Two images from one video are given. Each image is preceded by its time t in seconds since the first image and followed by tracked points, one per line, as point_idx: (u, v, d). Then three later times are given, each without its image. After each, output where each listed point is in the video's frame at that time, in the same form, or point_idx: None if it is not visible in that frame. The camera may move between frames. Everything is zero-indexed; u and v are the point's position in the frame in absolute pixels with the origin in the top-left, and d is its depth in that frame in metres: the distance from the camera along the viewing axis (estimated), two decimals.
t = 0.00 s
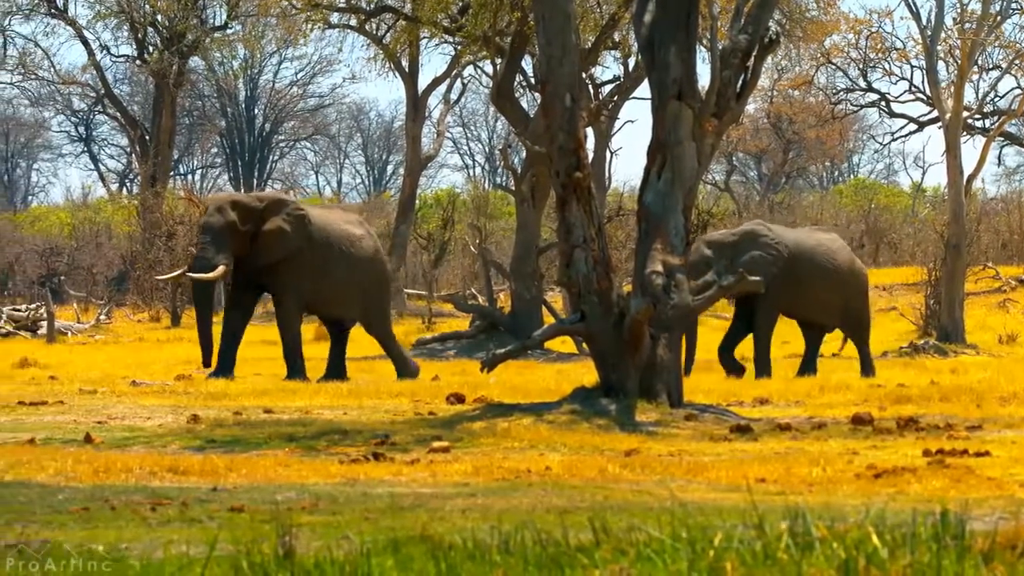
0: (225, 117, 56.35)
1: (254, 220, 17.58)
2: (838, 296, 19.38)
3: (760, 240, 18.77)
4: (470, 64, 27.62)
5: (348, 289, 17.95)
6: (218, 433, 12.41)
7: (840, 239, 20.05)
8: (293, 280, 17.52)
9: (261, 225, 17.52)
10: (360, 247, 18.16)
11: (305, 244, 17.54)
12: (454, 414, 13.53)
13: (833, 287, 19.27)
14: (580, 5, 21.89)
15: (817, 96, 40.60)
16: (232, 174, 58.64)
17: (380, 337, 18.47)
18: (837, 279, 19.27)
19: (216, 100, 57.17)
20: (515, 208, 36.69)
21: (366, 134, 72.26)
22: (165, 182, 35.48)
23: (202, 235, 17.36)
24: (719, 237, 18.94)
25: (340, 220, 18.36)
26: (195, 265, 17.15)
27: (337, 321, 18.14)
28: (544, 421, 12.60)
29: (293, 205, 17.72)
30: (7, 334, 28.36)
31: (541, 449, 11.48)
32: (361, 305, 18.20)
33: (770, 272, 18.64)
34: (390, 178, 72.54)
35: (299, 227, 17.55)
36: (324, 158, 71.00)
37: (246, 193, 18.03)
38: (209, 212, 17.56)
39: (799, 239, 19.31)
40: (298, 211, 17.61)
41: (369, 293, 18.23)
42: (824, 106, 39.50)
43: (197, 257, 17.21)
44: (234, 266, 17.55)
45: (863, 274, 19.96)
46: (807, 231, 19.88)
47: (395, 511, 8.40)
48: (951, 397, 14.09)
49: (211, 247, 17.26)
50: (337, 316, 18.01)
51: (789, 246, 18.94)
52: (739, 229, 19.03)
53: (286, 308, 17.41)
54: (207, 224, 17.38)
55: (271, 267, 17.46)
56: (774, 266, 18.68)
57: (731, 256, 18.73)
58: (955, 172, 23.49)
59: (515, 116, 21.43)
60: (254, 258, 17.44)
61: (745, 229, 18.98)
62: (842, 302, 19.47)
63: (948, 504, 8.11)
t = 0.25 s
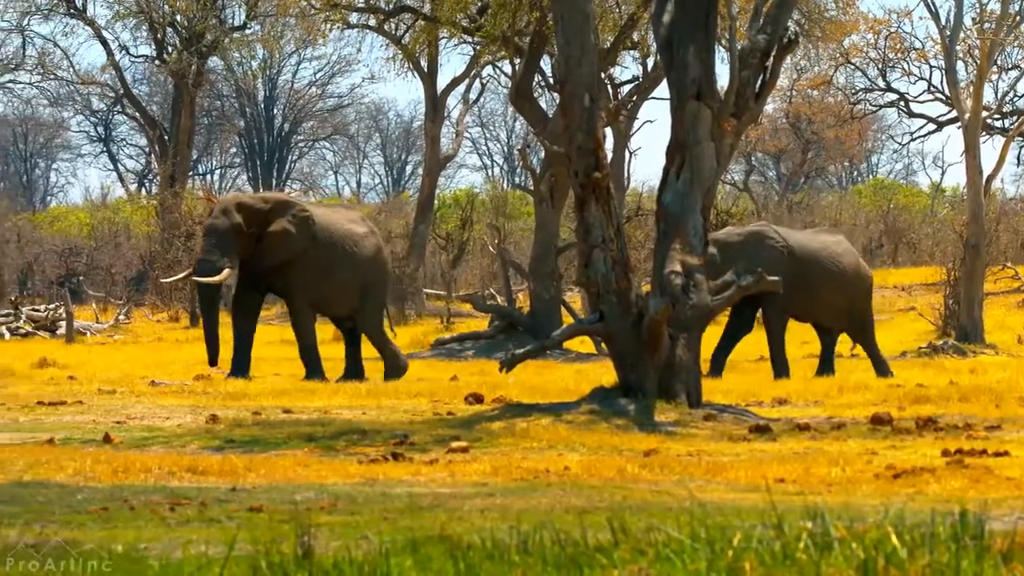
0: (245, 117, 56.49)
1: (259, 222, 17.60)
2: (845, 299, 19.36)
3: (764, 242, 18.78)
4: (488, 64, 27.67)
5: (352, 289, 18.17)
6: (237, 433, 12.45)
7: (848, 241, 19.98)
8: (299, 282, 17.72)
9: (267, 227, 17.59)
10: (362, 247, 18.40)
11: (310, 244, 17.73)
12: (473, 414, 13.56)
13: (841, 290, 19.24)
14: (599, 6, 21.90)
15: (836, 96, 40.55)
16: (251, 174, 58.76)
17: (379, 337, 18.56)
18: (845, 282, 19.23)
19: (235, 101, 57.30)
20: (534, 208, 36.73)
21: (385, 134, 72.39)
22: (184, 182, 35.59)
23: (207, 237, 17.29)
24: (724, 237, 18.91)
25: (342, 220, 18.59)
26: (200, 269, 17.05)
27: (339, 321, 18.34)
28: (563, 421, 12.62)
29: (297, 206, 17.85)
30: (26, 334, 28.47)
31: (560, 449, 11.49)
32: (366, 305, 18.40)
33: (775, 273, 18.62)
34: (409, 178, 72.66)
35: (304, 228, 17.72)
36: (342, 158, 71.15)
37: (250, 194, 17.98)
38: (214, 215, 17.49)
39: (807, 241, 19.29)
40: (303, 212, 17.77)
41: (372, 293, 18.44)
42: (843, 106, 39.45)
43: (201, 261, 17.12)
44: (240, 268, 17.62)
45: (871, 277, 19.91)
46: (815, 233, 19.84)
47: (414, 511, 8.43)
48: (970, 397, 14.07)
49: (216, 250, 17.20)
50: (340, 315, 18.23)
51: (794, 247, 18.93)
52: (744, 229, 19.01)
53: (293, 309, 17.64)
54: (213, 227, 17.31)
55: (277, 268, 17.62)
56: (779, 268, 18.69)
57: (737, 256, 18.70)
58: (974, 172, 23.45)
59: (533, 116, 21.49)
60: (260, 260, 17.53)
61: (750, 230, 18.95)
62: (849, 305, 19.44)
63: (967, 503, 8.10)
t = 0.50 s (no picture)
0: (267, 118, 56.62)
1: (269, 221, 17.67)
2: (852, 300, 19.44)
3: (772, 244, 18.72)
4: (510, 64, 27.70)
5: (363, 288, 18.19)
6: (260, 433, 12.52)
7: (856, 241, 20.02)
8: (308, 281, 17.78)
9: (278, 227, 17.62)
10: (372, 247, 18.44)
11: (320, 244, 17.74)
12: (496, 415, 13.60)
13: (849, 291, 19.31)
14: (622, 5, 21.92)
15: (858, 96, 40.51)
16: (273, 174, 58.89)
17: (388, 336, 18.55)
18: (852, 283, 19.30)
19: (257, 101, 57.40)
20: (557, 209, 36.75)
21: (407, 135, 72.50)
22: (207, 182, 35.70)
23: (217, 237, 17.45)
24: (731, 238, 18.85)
25: (352, 219, 18.63)
26: (210, 271, 17.36)
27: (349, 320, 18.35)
28: (585, 421, 12.65)
29: (307, 205, 17.87)
30: (49, 334, 28.61)
31: (582, 449, 11.52)
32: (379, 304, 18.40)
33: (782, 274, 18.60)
34: (432, 178, 72.75)
35: (315, 227, 17.72)
36: (365, 158, 71.26)
37: (260, 193, 18.04)
38: (225, 215, 17.58)
39: (814, 243, 19.34)
40: (314, 211, 17.78)
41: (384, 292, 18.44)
42: (866, 106, 39.37)
43: (211, 262, 17.38)
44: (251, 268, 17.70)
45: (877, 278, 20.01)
46: (821, 234, 19.89)
47: (437, 511, 8.47)
48: (993, 397, 14.05)
49: (225, 252, 17.40)
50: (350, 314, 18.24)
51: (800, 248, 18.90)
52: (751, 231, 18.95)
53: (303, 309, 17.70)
54: (222, 227, 17.45)
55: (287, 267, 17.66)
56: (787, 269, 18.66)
57: (744, 258, 18.68)
58: (997, 173, 23.39)
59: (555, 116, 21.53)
60: (270, 259, 17.62)
61: (757, 231, 18.89)
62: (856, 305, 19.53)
63: (990, 504, 8.10)
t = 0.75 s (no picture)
0: (293, 118, 56.78)
1: (286, 219, 17.71)
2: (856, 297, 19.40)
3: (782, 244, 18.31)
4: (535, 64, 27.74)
5: (373, 288, 18.28)
6: (285, 433, 12.57)
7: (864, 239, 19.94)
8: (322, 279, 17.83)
9: (294, 225, 17.68)
10: (386, 246, 18.56)
11: (337, 241, 17.80)
12: (521, 415, 13.62)
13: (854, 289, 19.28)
14: (647, 5, 21.91)
15: (884, 96, 40.42)
16: (299, 174, 59.07)
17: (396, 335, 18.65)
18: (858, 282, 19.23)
19: (283, 101, 57.55)
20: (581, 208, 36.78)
21: (433, 135, 72.64)
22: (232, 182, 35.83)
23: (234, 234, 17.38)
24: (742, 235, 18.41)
25: (365, 219, 18.69)
26: (225, 268, 17.12)
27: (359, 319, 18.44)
28: (611, 421, 12.67)
29: (323, 203, 17.93)
30: (75, 334, 28.76)
31: (607, 449, 11.54)
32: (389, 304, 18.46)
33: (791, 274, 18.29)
34: (457, 178, 72.86)
35: (331, 225, 17.78)
36: (390, 158, 71.42)
37: (274, 191, 18.08)
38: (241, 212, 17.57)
39: (823, 241, 19.19)
40: (331, 210, 17.84)
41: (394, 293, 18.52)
42: (892, 106, 39.29)
43: (227, 261, 17.18)
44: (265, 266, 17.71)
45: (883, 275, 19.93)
46: (830, 229, 19.74)
47: (462, 511, 8.51)
48: (1019, 398, 14.01)
49: (241, 250, 17.25)
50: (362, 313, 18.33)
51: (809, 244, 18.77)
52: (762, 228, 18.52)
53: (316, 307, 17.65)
54: (239, 225, 17.35)
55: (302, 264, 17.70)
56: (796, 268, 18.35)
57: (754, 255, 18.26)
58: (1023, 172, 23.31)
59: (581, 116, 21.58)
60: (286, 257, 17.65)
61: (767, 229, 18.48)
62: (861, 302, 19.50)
63: (1016, 505, 8.09)
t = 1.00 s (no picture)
0: (312, 118, 56.87)
1: (297, 218, 17.78)
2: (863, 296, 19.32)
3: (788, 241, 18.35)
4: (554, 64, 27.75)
5: (383, 288, 18.26)
6: (304, 433, 12.60)
7: (872, 238, 19.83)
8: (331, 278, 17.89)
9: (305, 224, 17.77)
10: (398, 246, 18.54)
11: (347, 241, 17.91)
12: (540, 415, 13.63)
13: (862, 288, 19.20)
14: (667, 6, 21.90)
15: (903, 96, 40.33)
16: (318, 174, 59.17)
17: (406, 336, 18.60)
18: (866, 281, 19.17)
19: (302, 101, 57.62)
20: (600, 208, 36.78)
21: (452, 135, 72.71)
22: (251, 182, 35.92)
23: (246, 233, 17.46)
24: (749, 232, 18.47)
25: (376, 220, 18.69)
26: (238, 267, 17.19)
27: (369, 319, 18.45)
28: (630, 421, 12.68)
29: (335, 203, 18.02)
30: (94, 334, 28.86)
31: (626, 449, 11.55)
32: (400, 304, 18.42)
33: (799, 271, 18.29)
34: (476, 178, 72.92)
35: (343, 225, 17.89)
36: (409, 158, 71.49)
37: (286, 191, 18.16)
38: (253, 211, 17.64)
39: (831, 240, 19.16)
40: (342, 210, 17.93)
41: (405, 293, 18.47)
42: (911, 106, 39.20)
43: (239, 259, 17.25)
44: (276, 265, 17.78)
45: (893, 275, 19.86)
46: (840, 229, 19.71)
47: (481, 511, 8.53)
48: None
49: (254, 248, 17.33)
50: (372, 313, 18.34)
51: (815, 241, 18.68)
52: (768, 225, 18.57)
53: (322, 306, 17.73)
54: (251, 223, 17.45)
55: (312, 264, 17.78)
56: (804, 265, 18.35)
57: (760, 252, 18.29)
58: None
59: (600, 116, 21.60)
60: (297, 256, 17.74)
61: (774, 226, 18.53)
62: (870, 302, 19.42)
63: None
